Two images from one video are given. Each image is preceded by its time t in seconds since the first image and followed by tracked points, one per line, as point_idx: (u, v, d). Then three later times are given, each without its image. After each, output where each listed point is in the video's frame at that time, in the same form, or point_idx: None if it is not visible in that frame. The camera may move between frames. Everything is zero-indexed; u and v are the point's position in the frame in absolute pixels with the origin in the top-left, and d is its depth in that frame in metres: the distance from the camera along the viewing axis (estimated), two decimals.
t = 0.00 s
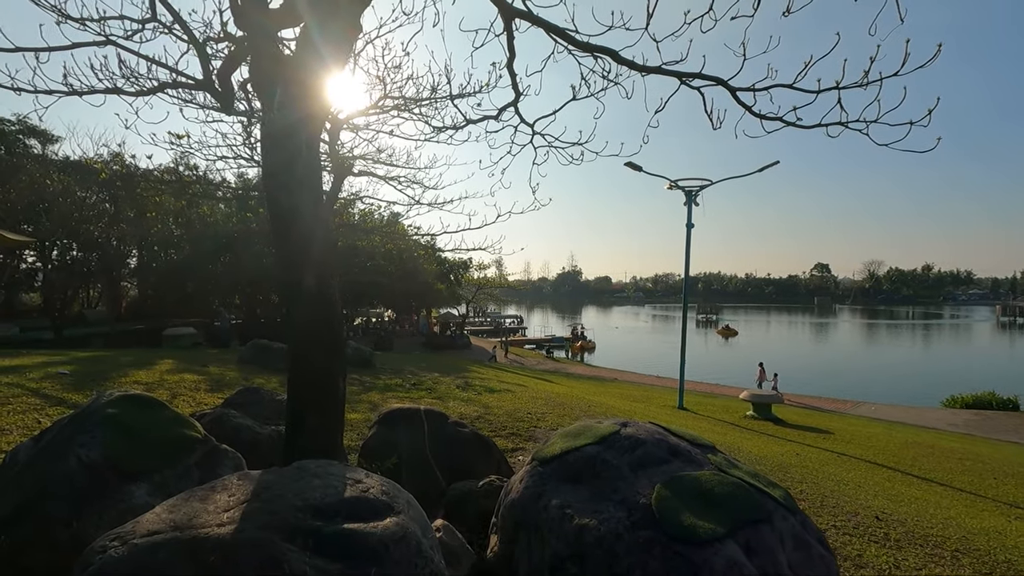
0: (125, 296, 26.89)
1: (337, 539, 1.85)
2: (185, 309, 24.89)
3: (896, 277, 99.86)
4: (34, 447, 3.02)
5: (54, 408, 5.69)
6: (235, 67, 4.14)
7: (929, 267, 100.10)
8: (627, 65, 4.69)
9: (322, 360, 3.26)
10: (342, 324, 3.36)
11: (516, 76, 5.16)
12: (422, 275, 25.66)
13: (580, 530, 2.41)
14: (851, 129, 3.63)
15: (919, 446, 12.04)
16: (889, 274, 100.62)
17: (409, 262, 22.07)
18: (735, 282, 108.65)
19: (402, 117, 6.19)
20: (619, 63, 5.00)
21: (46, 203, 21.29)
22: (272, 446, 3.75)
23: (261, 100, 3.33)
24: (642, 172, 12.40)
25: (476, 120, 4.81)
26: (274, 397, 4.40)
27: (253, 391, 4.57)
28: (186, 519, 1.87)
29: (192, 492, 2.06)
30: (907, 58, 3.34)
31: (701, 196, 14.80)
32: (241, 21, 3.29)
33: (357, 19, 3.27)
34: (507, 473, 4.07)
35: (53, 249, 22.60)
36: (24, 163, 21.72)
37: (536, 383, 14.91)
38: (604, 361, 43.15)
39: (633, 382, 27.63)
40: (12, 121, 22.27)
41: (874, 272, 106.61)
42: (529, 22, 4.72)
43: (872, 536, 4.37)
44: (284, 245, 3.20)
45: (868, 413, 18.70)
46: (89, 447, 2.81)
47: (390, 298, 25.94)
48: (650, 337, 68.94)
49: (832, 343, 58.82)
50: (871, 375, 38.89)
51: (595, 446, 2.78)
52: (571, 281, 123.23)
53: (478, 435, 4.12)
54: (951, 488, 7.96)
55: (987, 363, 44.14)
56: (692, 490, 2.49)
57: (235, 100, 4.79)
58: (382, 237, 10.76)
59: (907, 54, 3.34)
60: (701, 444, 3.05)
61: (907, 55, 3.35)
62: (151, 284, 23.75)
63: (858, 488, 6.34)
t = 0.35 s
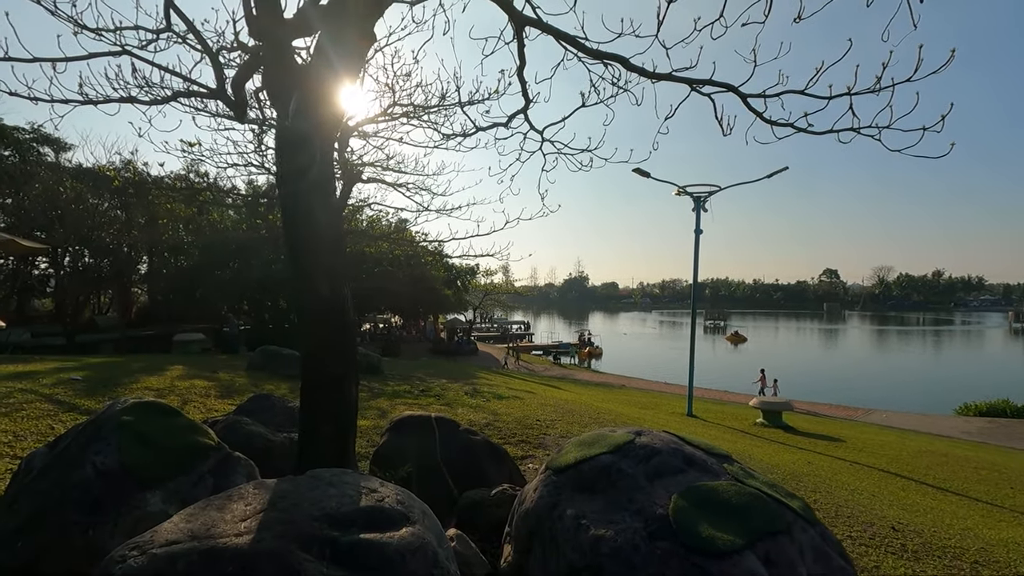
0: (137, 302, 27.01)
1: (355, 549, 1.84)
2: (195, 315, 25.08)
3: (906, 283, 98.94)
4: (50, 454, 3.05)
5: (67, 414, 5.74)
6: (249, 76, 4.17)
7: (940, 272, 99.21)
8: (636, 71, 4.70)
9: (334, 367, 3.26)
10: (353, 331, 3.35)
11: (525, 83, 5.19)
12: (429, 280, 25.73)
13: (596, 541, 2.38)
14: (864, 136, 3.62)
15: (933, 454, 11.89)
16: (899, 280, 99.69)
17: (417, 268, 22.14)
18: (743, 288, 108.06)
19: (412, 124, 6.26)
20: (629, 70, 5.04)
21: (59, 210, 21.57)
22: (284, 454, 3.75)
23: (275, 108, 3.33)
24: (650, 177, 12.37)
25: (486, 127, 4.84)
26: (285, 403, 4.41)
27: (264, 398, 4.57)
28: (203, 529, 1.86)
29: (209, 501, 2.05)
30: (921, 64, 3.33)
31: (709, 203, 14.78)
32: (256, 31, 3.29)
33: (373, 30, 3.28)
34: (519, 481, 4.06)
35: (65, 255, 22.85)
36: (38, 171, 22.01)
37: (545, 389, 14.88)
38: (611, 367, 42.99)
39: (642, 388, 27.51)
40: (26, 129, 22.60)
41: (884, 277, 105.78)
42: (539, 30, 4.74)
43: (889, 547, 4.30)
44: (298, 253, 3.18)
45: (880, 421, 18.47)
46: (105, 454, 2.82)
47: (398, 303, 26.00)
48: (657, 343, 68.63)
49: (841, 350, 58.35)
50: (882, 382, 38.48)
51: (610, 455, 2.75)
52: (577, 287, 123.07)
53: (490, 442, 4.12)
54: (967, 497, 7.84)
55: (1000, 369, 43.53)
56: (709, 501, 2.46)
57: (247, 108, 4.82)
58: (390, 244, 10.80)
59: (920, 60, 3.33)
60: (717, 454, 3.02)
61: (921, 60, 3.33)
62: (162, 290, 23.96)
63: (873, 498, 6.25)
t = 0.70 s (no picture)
0: (151, 307, 27.33)
1: (374, 557, 1.83)
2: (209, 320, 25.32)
3: (922, 288, 97.44)
4: (71, 458, 3.08)
5: (86, 418, 5.80)
6: (267, 84, 4.20)
7: (958, 276, 97.70)
8: (651, 76, 4.71)
9: (351, 374, 3.26)
10: (370, 337, 3.36)
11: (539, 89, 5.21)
12: (441, 285, 25.80)
13: (615, 551, 2.35)
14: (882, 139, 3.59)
15: (953, 462, 11.66)
16: (915, 284, 98.20)
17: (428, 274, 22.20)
18: (756, 293, 107.07)
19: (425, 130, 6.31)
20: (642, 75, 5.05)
21: (78, 216, 21.93)
22: (300, 459, 3.75)
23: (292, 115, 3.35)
24: (662, 182, 12.30)
25: (500, 132, 4.87)
26: (300, 409, 4.42)
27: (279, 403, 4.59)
28: (224, 535, 1.86)
29: (229, 508, 2.05)
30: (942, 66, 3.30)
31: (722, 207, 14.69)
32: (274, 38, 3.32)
33: (393, 39, 3.30)
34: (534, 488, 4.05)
35: (83, 260, 23.21)
36: (57, 178, 22.40)
37: (557, 395, 14.82)
38: (623, 373, 42.72)
39: (653, 394, 27.34)
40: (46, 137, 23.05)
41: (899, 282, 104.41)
42: (553, 36, 4.77)
43: (912, 558, 4.22)
44: (315, 260, 3.19)
45: (898, 428, 18.17)
46: (125, 460, 2.84)
47: (409, 308, 26.09)
48: (669, 348, 68.15)
49: (856, 355, 57.60)
50: (899, 388, 37.84)
51: (628, 462, 2.72)
52: (588, 291, 122.76)
53: (505, 449, 4.11)
54: (990, 507, 7.67)
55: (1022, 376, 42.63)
56: (730, 510, 2.42)
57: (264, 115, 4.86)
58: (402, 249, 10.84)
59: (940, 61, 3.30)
60: (736, 462, 2.98)
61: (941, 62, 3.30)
62: (177, 295, 24.23)
63: (893, 507, 6.14)
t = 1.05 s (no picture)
0: (164, 310, 27.48)
1: (388, 565, 1.82)
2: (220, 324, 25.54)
3: (936, 290, 96.12)
4: (86, 463, 3.10)
5: (100, 422, 5.86)
6: (280, 91, 4.25)
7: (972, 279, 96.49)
8: (661, 80, 4.72)
9: (363, 380, 3.27)
10: (382, 343, 3.36)
11: (549, 93, 5.24)
12: (450, 289, 25.86)
13: (631, 560, 2.33)
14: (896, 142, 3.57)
15: (968, 469, 11.50)
16: (929, 287, 96.96)
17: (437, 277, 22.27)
18: (766, 296, 106.23)
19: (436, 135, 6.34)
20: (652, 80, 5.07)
21: (92, 221, 22.27)
22: (313, 464, 3.76)
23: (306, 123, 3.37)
24: (672, 185, 12.27)
25: (511, 137, 4.89)
26: (312, 413, 4.43)
27: (292, 408, 4.60)
28: (240, 543, 1.87)
29: (245, 515, 2.06)
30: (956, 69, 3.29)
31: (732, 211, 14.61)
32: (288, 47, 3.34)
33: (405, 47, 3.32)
34: (546, 495, 4.04)
35: (97, 265, 23.52)
36: (72, 183, 22.71)
37: (566, 399, 14.77)
38: (632, 377, 42.55)
39: (663, 398, 27.20)
40: (62, 143, 23.44)
41: (912, 285, 103.32)
42: (564, 41, 4.80)
43: (930, 568, 4.16)
44: (329, 266, 3.20)
45: (913, 434, 17.92)
46: (140, 465, 2.86)
47: (419, 312, 26.16)
48: (678, 352, 67.78)
49: (869, 359, 57.03)
50: (914, 393, 37.33)
51: (642, 470, 2.70)
52: (596, 295, 122.50)
53: (516, 455, 4.12)
54: (1008, 515, 7.54)
55: None
56: (746, 519, 2.40)
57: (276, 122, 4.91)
58: (412, 253, 10.89)
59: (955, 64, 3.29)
60: (752, 470, 2.95)
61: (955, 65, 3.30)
62: (188, 299, 24.46)
63: (909, 515, 6.05)
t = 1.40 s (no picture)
0: (179, 317, 27.88)
1: None
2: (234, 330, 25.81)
3: (955, 296, 94.36)
4: (108, 472, 3.15)
5: (119, 429, 5.94)
6: (297, 104, 4.31)
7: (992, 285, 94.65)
8: (674, 89, 4.72)
9: (379, 391, 3.29)
10: (398, 354, 3.37)
11: (562, 102, 5.26)
12: (462, 296, 25.91)
13: None
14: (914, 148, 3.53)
15: (991, 480, 11.25)
16: (948, 293, 95.19)
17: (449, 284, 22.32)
18: (780, 301, 105.04)
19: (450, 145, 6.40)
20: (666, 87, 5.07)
21: (112, 229, 22.72)
22: (330, 473, 3.78)
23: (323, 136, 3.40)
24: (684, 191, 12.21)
25: (523, 146, 4.91)
26: (328, 422, 4.45)
27: (308, 417, 4.63)
28: (262, 557, 1.88)
29: (265, 528, 2.08)
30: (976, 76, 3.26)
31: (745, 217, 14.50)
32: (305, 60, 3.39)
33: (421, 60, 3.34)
34: (561, 506, 4.03)
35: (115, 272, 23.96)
36: (92, 192, 23.12)
37: (579, 407, 14.70)
38: (645, 383, 42.25)
39: (676, 406, 26.97)
40: (82, 152, 23.96)
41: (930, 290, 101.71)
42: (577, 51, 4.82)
43: None
44: (345, 277, 3.22)
45: (933, 444, 17.56)
46: (161, 475, 2.90)
47: (430, 318, 26.22)
48: (691, 359, 67.19)
49: (886, 366, 56.17)
50: (934, 401, 36.57)
51: (660, 484, 2.68)
52: (608, 300, 122.06)
53: (530, 465, 4.10)
54: None
55: None
56: (767, 535, 2.37)
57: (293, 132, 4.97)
58: (424, 260, 10.94)
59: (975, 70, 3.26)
60: (771, 484, 2.92)
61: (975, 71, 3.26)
62: (204, 305, 24.78)
63: (930, 528, 5.93)
